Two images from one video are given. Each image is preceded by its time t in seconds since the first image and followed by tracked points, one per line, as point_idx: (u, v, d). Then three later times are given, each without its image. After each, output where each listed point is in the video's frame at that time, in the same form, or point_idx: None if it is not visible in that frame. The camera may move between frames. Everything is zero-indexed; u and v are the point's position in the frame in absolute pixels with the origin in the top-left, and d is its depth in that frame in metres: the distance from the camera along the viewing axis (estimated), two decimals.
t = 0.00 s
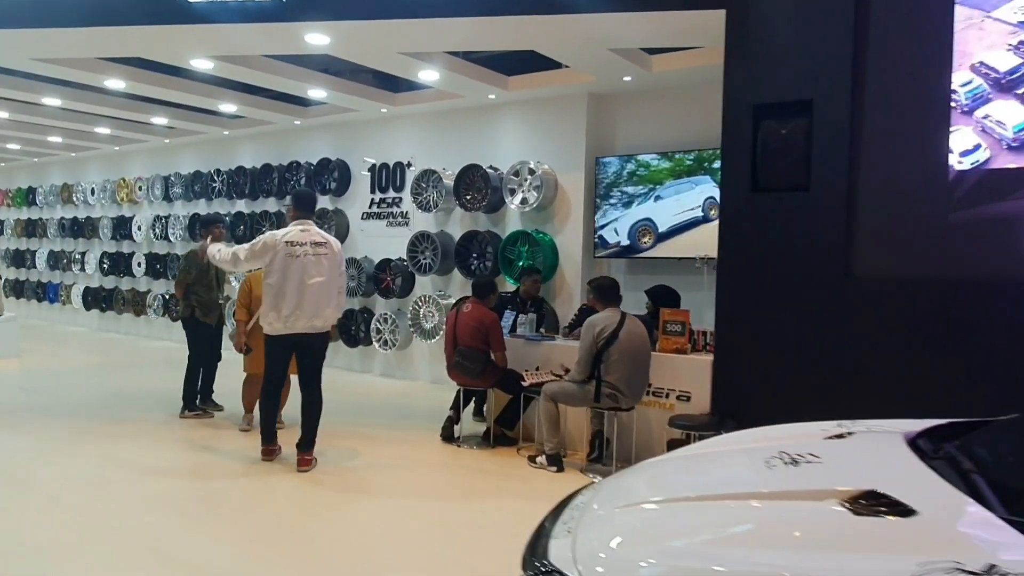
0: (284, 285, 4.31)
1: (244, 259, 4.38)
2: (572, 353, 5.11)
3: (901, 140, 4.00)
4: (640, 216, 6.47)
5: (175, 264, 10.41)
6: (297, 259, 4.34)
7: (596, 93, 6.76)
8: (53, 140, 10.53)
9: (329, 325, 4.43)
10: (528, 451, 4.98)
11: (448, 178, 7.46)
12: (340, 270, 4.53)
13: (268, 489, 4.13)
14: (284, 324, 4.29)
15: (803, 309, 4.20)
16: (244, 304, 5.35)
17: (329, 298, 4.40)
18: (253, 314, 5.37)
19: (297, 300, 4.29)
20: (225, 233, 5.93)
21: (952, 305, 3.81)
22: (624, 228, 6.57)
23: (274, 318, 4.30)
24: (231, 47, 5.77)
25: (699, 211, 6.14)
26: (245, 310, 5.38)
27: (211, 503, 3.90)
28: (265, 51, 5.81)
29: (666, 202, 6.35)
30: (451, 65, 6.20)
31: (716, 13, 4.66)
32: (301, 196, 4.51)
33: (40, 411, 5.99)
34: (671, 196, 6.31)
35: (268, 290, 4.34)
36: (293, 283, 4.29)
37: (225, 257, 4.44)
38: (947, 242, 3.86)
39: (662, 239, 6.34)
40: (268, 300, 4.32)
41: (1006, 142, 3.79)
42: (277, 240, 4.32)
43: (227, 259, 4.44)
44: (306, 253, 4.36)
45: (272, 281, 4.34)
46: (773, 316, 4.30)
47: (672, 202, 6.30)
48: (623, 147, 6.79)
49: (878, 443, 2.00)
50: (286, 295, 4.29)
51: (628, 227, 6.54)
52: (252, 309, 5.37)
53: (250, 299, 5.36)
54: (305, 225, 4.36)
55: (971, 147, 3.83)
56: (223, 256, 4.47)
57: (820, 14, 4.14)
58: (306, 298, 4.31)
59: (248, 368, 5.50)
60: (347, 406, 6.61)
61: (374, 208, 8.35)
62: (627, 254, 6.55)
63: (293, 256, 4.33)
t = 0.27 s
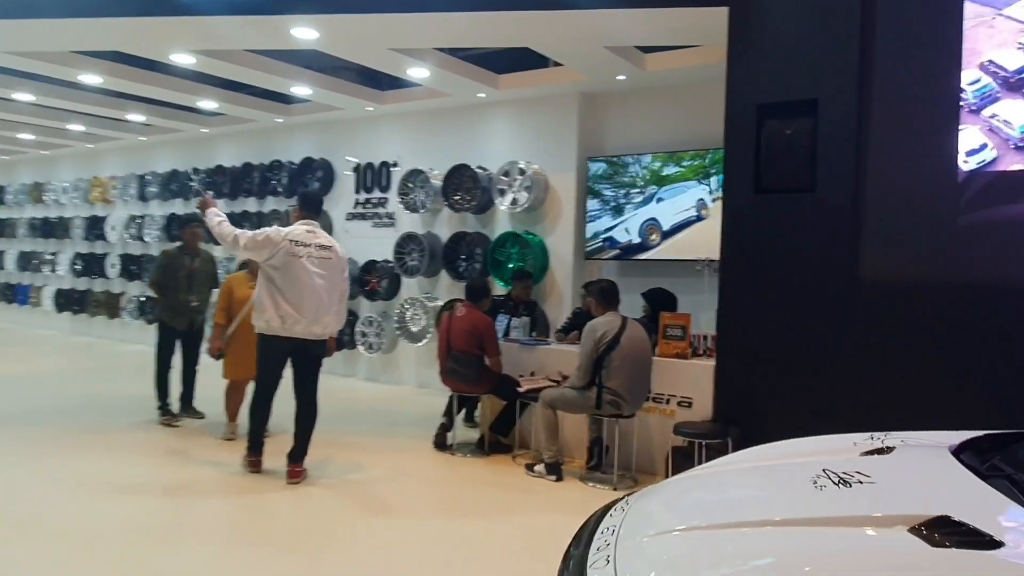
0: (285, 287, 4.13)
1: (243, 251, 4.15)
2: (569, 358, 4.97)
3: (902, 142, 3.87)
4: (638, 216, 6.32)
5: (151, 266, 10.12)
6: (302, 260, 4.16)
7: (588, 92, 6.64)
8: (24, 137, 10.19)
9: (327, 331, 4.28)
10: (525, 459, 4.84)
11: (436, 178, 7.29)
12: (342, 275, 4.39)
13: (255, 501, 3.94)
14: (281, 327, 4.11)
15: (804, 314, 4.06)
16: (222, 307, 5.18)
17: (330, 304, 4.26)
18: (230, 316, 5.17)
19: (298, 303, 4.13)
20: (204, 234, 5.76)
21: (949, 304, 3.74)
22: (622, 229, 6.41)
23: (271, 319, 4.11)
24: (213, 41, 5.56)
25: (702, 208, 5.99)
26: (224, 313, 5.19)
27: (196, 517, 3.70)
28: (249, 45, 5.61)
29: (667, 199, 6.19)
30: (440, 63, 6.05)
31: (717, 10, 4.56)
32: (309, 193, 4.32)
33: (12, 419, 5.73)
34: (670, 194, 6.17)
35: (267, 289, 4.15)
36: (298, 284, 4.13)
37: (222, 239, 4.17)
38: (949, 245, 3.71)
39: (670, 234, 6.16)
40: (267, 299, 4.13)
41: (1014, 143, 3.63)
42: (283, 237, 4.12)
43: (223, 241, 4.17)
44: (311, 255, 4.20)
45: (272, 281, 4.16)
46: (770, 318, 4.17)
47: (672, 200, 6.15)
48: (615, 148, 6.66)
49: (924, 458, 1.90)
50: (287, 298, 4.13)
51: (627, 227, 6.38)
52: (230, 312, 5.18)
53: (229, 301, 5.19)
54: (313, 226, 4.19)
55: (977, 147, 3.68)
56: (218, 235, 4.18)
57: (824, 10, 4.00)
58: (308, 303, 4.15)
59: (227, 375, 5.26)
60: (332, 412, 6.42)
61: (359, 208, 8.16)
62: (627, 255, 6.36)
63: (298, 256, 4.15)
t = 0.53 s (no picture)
0: (278, 288, 3.95)
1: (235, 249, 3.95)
2: (566, 361, 4.84)
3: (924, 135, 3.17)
4: (646, 210, 6.14)
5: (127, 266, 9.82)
6: (297, 261, 3.99)
7: (581, 89, 6.52)
8: None
9: (320, 336, 4.10)
10: (521, 465, 4.70)
11: (424, 177, 7.13)
12: (338, 278, 4.23)
13: (242, 513, 3.76)
14: (271, 330, 3.92)
15: (803, 341, 3.44)
16: (203, 307, 4.94)
17: (324, 307, 4.09)
18: (212, 317, 4.94)
19: (291, 306, 3.95)
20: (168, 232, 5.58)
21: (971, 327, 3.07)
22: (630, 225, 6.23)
23: (261, 322, 3.92)
24: (195, 32, 5.35)
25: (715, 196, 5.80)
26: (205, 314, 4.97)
27: (179, 530, 3.52)
28: (232, 37, 5.41)
29: (677, 191, 6.00)
30: (430, 58, 5.89)
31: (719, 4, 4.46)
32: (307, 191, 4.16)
33: None
34: (679, 185, 5.98)
35: (258, 291, 3.96)
36: (292, 285, 3.95)
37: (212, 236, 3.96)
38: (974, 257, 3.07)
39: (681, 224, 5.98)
40: (258, 301, 3.94)
41: None
42: (278, 235, 3.95)
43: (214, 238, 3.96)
44: (306, 256, 4.03)
45: (264, 282, 3.97)
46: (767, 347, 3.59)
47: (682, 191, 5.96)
48: (610, 146, 6.55)
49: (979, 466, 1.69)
50: (280, 300, 3.95)
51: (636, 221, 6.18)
52: (212, 312, 4.95)
53: (210, 301, 4.96)
54: (311, 226, 4.03)
55: (982, 142, 3.02)
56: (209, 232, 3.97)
57: None
58: (302, 306, 3.97)
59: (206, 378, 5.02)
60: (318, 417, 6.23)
61: (343, 207, 7.97)
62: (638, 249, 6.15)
63: (293, 256, 3.98)
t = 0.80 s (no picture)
0: (275, 291, 3.77)
1: (230, 251, 3.77)
2: (573, 365, 4.69)
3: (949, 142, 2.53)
4: (663, 202, 5.91)
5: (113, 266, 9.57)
6: (295, 262, 3.81)
7: (583, 86, 6.37)
8: None
9: (319, 341, 3.92)
10: (528, 473, 4.55)
11: (421, 175, 6.95)
12: (336, 281, 4.05)
13: (238, 528, 3.58)
14: (268, 335, 3.74)
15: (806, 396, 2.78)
16: (194, 310, 4.73)
17: (323, 311, 3.91)
18: (203, 320, 4.73)
19: (289, 310, 3.77)
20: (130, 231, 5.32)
21: (996, 389, 1.99)
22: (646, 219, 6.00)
23: (259, 327, 3.73)
24: (187, 24, 5.15)
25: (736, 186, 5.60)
26: (196, 318, 4.74)
27: (172, 547, 3.33)
28: (225, 29, 5.21)
29: (694, 183, 5.78)
30: (430, 52, 5.72)
31: None
32: (304, 188, 3.97)
33: None
34: (696, 176, 5.76)
35: (255, 294, 3.78)
36: (290, 288, 3.77)
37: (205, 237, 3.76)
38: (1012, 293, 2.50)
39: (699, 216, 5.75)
40: (255, 305, 3.76)
41: None
42: (275, 235, 3.76)
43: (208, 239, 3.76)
44: (305, 257, 3.85)
45: (260, 285, 3.79)
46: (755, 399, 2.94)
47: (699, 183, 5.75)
48: (612, 144, 6.40)
49: None
50: (277, 304, 3.76)
51: (652, 214, 5.96)
52: (203, 315, 4.74)
53: (201, 304, 4.75)
54: (309, 226, 3.86)
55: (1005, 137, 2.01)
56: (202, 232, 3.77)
57: None
58: (300, 310, 3.79)
59: (199, 384, 4.83)
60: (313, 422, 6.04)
61: (338, 206, 7.78)
62: (656, 243, 5.93)
63: (291, 257, 3.79)
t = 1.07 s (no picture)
0: (268, 294, 3.58)
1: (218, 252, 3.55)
2: (579, 369, 4.56)
3: (971, 134, 2.70)
4: (677, 197, 5.78)
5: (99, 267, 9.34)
6: (287, 263, 3.63)
7: (585, 83, 6.24)
8: None
9: (313, 345, 3.76)
10: (533, 481, 4.40)
11: (418, 174, 6.79)
12: (330, 281, 3.88)
13: (235, 545, 3.41)
14: (262, 341, 3.54)
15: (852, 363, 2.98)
16: (185, 312, 4.54)
17: (317, 314, 3.74)
18: (195, 323, 4.55)
19: (283, 314, 3.59)
20: (89, 227, 4.87)
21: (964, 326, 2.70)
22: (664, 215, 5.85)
23: (252, 333, 3.53)
24: (178, 17, 4.97)
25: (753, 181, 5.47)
26: (188, 321, 4.56)
27: (166, 566, 3.16)
28: (218, 22, 5.04)
29: (709, 178, 5.64)
30: (429, 47, 5.57)
31: None
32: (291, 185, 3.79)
33: None
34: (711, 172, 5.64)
35: (246, 298, 3.57)
36: (283, 290, 3.59)
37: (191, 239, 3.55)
38: (1019, 284, 2.60)
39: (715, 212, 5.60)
40: (247, 310, 3.55)
41: None
42: (266, 236, 3.57)
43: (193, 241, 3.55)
44: (297, 258, 3.67)
45: (251, 288, 3.59)
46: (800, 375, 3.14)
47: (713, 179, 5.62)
48: (614, 142, 6.27)
49: None
50: (270, 308, 3.57)
51: (666, 209, 5.83)
52: (195, 318, 4.56)
53: (193, 306, 4.57)
54: (301, 226, 3.67)
55: None
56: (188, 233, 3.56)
57: None
58: (294, 313, 3.62)
59: (191, 389, 4.67)
60: (308, 428, 5.88)
61: (331, 205, 7.61)
62: (669, 240, 5.79)
63: (282, 259, 3.61)
